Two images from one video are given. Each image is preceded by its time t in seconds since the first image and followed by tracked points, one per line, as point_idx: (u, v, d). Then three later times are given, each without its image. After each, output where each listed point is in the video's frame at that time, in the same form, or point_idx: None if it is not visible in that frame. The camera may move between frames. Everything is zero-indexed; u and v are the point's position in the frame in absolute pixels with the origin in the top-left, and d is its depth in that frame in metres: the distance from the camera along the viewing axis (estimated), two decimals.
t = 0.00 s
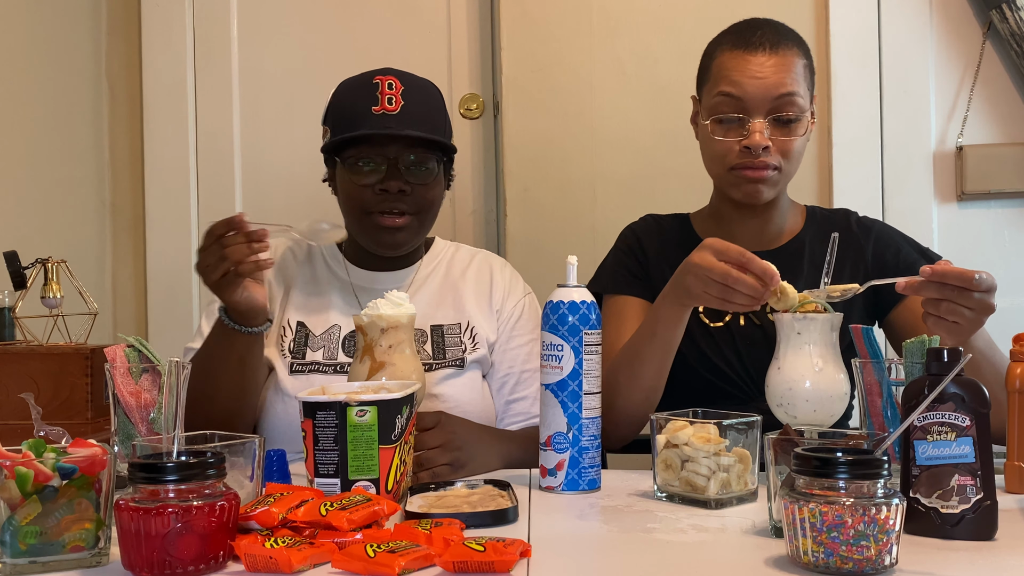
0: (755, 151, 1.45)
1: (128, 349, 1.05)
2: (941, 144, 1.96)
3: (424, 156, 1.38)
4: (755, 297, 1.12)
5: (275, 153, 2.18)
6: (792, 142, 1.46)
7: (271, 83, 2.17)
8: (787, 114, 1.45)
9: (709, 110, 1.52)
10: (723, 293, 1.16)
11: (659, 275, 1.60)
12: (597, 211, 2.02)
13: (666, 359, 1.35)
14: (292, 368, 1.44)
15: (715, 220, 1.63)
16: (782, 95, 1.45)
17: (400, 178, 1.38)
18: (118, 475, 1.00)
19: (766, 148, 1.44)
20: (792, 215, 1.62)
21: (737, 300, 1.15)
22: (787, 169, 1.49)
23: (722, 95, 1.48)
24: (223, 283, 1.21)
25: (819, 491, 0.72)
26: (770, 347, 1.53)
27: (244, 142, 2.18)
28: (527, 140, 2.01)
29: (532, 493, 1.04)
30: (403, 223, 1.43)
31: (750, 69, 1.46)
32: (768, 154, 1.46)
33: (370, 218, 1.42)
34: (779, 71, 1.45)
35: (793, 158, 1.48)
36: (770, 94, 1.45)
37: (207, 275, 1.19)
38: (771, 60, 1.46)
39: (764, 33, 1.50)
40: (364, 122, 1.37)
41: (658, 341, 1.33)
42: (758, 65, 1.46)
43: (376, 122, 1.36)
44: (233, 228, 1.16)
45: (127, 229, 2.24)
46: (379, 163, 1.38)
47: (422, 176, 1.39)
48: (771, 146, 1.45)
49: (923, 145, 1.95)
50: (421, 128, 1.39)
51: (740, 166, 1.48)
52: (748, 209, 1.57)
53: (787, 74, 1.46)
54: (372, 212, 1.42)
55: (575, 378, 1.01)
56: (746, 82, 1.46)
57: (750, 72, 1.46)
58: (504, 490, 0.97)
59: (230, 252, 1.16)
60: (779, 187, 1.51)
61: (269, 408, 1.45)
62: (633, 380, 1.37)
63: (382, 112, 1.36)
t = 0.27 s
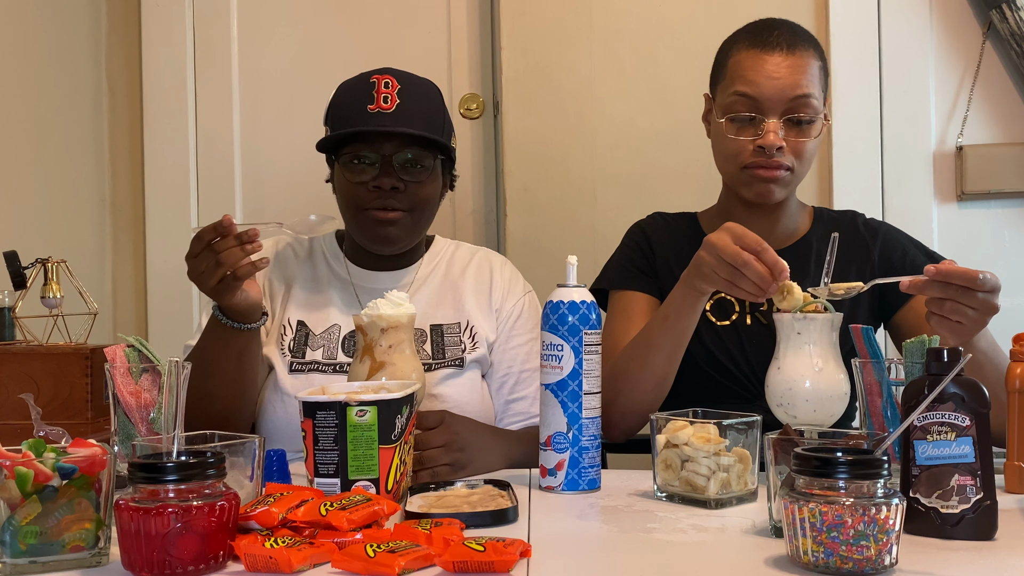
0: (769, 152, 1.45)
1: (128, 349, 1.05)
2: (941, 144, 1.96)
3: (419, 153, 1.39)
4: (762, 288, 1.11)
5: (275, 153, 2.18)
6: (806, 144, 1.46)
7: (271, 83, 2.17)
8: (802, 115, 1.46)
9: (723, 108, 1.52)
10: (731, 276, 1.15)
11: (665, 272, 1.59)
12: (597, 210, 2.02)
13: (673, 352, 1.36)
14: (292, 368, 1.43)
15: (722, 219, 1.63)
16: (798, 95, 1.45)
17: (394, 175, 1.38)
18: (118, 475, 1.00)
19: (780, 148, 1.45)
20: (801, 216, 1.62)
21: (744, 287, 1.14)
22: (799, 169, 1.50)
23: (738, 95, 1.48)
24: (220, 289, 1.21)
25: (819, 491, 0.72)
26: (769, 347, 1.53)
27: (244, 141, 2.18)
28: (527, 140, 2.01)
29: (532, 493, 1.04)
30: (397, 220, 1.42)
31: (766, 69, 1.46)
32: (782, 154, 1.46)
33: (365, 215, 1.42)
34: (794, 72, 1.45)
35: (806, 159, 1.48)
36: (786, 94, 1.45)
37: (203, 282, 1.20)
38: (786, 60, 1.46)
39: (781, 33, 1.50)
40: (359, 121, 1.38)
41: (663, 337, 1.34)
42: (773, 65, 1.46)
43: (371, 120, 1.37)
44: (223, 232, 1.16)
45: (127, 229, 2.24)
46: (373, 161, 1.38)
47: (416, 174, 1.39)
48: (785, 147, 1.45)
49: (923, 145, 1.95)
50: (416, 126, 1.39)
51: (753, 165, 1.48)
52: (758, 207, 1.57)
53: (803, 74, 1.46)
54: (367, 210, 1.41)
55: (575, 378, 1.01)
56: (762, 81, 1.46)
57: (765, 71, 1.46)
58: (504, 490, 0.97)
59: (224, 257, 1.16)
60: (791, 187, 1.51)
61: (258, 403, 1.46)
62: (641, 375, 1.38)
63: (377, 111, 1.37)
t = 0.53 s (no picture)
0: (776, 153, 1.45)
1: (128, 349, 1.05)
2: (941, 144, 1.96)
3: (419, 172, 1.38)
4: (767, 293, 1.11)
5: (275, 153, 2.18)
6: (812, 146, 1.46)
7: (271, 84, 2.17)
8: (809, 118, 1.46)
9: (731, 109, 1.52)
10: (739, 276, 1.14)
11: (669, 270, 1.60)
12: (597, 210, 2.02)
13: (681, 354, 1.37)
14: (292, 371, 1.43)
15: (725, 219, 1.63)
16: (806, 98, 1.45)
17: (393, 193, 1.39)
18: (118, 476, 1.00)
19: (787, 150, 1.45)
20: (802, 218, 1.62)
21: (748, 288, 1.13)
22: (805, 171, 1.50)
23: (746, 97, 1.48)
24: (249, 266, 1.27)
25: (820, 491, 0.72)
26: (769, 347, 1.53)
27: (244, 141, 2.18)
28: (527, 140, 2.02)
29: (532, 493, 1.04)
30: (393, 235, 1.43)
31: (774, 71, 1.46)
32: (788, 156, 1.46)
33: (361, 226, 1.43)
34: (802, 75, 1.46)
35: (811, 162, 1.48)
36: (794, 97, 1.45)
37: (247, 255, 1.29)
38: (795, 63, 1.46)
39: (790, 35, 1.50)
40: (362, 133, 1.36)
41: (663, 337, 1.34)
42: (782, 67, 1.46)
43: (374, 134, 1.35)
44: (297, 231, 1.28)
45: (127, 229, 2.24)
46: (373, 176, 1.38)
47: (415, 191, 1.39)
48: (792, 149, 1.45)
49: (923, 145, 1.95)
50: (419, 141, 1.37)
51: (759, 166, 1.48)
52: (762, 208, 1.58)
53: (811, 77, 1.46)
54: (362, 221, 1.42)
55: (575, 378, 1.01)
56: (770, 83, 1.46)
57: (774, 74, 1.46)
58: (504, 490, 0.97)
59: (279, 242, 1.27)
60: (795, 189, 1.52)
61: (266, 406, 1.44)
62: (645, 372, 1.38)
63: (381, 124, 1.35)
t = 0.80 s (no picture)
0: (776, 154, 1.45)
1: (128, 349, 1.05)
2: (941, 144, 1.96)
3: (430, 192, 1.37)
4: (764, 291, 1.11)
5: (275, 153, 2.18)
6: (812, 146, 1.46)
7: (271, 83, 2.17)
8: (810, 119, 1.46)
9: (731, 109, 1.52)
10: (739, 277, 1.14)
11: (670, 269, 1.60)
12: (597, 210, 2.02)
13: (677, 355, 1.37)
14: (295, 376, 1.42)
15: (725, 219, 1.63)
16: (806, 99, 1.45)
17: (401, 208, 1.38)
18: (118, 476, 1.00)
19: (788, 151, 1.45)
20: (801, 218, 1.62)
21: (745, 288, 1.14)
22: (805, 171, 1.50)
23: (746, 98, 1.48)
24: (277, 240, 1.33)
25: (819, 491, 0.72)
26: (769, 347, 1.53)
27: (244, 141, 2.18)
28: (528, 140, 2.02)
29: (532, 493, 1.04)
30: (397, 248, 1.42)
31: (774, 72, 1.46)
32: (789, 157, 1.46)
33: (365, 237, 1.42)
34: (802, 77, 1.46)
35: (811, 162, 1.48)
36: (795, 98, 1.45)
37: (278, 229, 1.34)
38: (795, 64, 1.46)
39: (791, 36, 1.50)
40: (378, 145, 1.37)
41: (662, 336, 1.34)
42: (782, 68, 1.46)
43: (388, 148, 1.36)
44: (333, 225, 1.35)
45: (127, 229, 2.24)
46: (383, 189, 1.36)
47: (424, 208, 1.39)
48: (793, 149, 1.45)
49: (923, 145, 1.95)
50: (432, 160, 1.38)
51: (760, 166, 1.47)
52: (762, 208, 1.58)
53: (811, 78, 1.46)
54: (368, 233, 1.41)
55: (575, 378, 1.01)
56: (770, 84, 1.46)
57: (774, 74, 1.46)
58: (504, 490, 0.97)
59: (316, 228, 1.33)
60: (795, 190, 1.52)
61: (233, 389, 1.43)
62: (646, 371, 1.38)
63: (396, 138, 1.36)
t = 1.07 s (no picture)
0: (775, 152, 1.45)
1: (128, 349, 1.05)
2: (941, 144, 1.96)
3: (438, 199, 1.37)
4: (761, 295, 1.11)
5: (275, 153, 2.18)
6: (810, 144, 1.46)
7: (271, 83, 2.17)
8: (808, 117, 1.46)
9: (730, 108, 1.52)
10: (733, 283, 1.13)
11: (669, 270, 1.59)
12: (597, 210, 2.02)
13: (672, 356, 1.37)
14: (299, 376, 1.42)
15: (723, 219, 1.63)
16: (804, 98, 1.45)
17: (408, 213, 1.38)
18: (118, 476, 1.00)
19: (786, 149, 1.44)
20: (800, 217, 1.62)
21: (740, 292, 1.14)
22: (803, 170, 1.50)
23: (745, 97, 1.48)
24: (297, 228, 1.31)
25: (820, 491, 0.72)
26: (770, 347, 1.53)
27: (244, 141, 2.18)
28: (528, 140, 2.02)
29: (532, 493, 1.04)
30: (400, 251, 1.43)
31: (772, 70, 1.46)
32: (788, 155, 1.46)
33: (370, 237, 1.43)
34: (799, 75, 1.45)
35: (810, 160, 1.48)
36: (793, 96, 1.45)
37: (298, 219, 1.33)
38: (794, 62, 1.46)
39: (789, 34, 1.50)
40: (389, 147, 1.36)
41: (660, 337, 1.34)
42: (779, 66, 1.46)
43: (400, 151, 1.36)
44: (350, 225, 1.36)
45: (126, 229, 2.24)
46: (392, 192, 1.36)
47: (431, 214, 1.39)
48: (791, 147, 1.45)
49: (923, 145, 1.95)
50: (443, 166, 1.38)
51: (758, 165, 1.48)
52: (761, 208, 1.58)
53: (809, 77, 1.46)
54: (373, 234, 1.42)
55: (575, 378, 1.01)
56: (769, 82, 1.46)
57: (772, 73, 1.46)
58: (504, 490, 0.97)
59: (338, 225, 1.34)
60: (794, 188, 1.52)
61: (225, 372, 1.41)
62: (646, 372, 1.38)
63: (409, 142, 1.35)
